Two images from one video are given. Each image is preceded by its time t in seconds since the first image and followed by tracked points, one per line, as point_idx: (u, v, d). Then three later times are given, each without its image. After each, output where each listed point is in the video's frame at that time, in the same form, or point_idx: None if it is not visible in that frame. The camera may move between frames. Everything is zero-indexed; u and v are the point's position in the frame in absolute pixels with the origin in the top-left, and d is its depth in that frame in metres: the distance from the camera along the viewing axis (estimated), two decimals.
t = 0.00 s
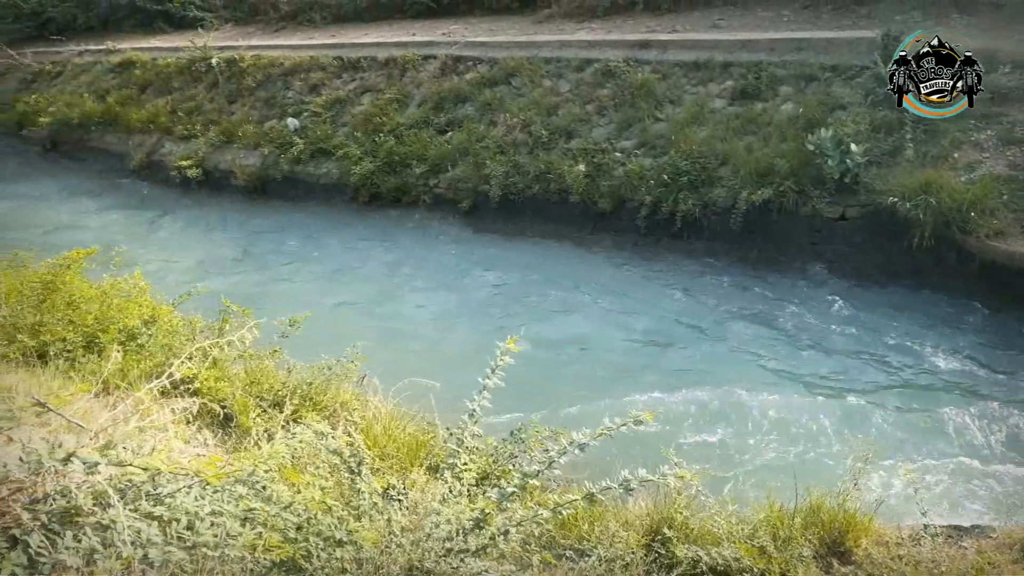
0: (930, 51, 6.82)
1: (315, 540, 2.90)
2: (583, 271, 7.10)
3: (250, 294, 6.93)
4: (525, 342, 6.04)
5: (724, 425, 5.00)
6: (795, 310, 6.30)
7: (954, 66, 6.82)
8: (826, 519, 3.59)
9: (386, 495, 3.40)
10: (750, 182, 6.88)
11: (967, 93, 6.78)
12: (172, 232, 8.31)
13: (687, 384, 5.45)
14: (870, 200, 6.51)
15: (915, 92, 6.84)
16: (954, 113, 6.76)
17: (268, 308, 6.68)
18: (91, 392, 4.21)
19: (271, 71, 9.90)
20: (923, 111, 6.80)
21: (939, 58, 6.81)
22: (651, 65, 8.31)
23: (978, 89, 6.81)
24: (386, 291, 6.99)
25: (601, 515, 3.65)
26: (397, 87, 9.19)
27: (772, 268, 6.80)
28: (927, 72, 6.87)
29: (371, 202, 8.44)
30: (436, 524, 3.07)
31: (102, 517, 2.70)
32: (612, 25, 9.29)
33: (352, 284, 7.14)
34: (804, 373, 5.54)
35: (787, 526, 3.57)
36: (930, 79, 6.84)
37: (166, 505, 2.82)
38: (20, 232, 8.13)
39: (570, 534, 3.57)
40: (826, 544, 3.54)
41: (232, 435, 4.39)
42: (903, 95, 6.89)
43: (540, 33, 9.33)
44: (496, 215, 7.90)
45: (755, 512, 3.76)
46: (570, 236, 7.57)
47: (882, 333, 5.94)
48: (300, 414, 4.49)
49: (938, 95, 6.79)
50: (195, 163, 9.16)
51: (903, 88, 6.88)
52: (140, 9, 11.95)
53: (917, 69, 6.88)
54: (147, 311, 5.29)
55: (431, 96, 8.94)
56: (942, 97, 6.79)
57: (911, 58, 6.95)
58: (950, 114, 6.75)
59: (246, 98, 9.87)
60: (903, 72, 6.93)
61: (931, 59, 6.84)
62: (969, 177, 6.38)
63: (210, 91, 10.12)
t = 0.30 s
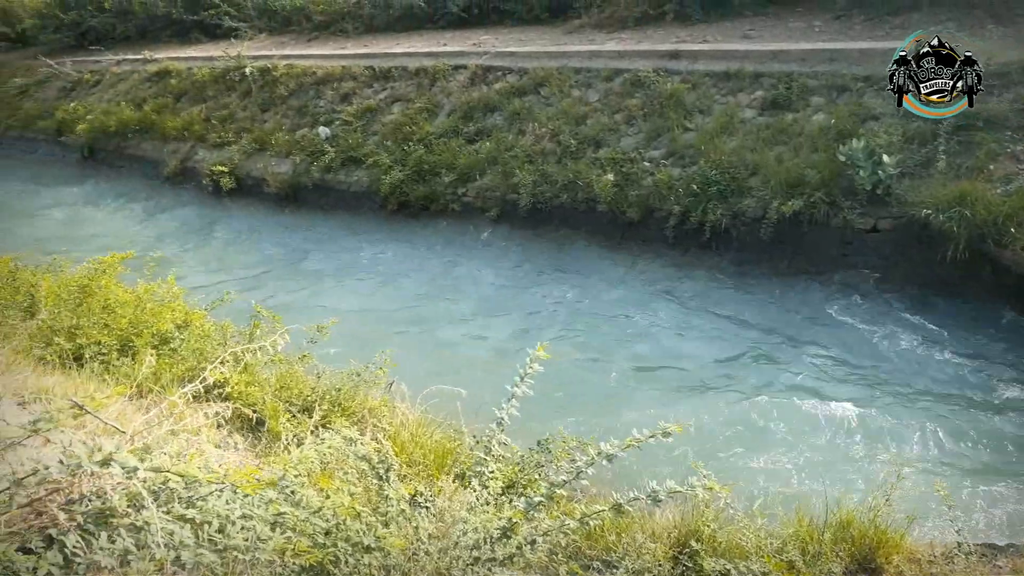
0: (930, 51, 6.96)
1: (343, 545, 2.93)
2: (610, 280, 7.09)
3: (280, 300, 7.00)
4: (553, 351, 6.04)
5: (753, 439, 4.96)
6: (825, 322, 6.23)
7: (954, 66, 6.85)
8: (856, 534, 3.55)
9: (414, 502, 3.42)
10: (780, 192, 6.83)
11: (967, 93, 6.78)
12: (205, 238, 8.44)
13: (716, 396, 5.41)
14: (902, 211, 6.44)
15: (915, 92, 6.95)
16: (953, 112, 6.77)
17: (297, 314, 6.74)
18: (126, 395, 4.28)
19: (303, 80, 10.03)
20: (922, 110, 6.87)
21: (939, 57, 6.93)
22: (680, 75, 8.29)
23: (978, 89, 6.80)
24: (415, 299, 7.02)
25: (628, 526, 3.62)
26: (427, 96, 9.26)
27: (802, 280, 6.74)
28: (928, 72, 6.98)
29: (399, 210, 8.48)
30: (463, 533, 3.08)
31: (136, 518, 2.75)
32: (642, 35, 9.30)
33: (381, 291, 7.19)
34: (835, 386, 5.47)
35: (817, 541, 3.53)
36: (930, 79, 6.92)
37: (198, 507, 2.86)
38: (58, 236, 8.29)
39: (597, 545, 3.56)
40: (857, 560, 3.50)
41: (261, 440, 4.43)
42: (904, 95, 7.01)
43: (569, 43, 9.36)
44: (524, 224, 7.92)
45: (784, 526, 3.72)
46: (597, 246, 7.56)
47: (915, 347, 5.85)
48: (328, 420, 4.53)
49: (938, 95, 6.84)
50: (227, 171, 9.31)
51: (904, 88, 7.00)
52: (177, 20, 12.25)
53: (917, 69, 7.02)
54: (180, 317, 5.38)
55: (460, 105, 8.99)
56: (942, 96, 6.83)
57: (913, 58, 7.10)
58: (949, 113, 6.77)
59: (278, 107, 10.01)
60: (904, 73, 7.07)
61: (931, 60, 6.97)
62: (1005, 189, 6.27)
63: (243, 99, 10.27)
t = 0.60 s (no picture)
0: (930, 52, 7.07)
1: (367, 546, 2.94)
2: (634, 286, 7.08)
3: (304, 301, 7.06)
4: (577, 357, 6.04)
5: (777, 448, 4.92)
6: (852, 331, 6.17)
7: (954, 66, 6.90)
8: (880, 547, 3.51)
9: (437, 505, 3.44)
10: (807, 200, 6.78)
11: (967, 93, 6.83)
12: (232, 238, 8.53)
13: (741, 404, 5.39)
14: (931, 220, 6.36)
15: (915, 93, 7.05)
16: (953, 112, 6.83)
17: (322, 316, 6.80)
18: (154, 394, 4.35)
19: (330, 83, 10.12)
20: (922, 111, 6.97)
21: (939, 58, 7.03)
22: (706, 80, 8.26)
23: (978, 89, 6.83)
24: (439, 302, 7.05)
25: (649, 534, 3.60)
26: (452, 100, 9.30)
27: (828, 288, 6.69)
28: (928, 72, 7.07)
29: (423, 213, 8.52)
30: (486, 536, 3.10)
31: (163, 516, 2.79)
32: (668, 40, 9.28)
33: (404, 294, 7.22)
34: (861, 396, 5.42)
35: (841, 553, 3.50)
36: (930, 79, 7.03)
37: (224, 506, 2.89)
38: (89, 236, 8.43)
39: (618, 553, 3.54)
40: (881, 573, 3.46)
41: (285, 440, 4.47)
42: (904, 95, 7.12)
43: (595, 49, 9.36)
44: (547, 228, 7.92)
45: (807, 536, 3.69)
46: (620, 251, 7.55)
47: (942, 357, 5.78)
48: (352, 421, 4.57)
49: (938, 95, 6.92)
50: (254, 173, 9.41)
51: (904, 88, 7.11)
52: (207, 24, 12.40)
53: (917, 70, 7.13)
54: (207, 317, 5.45)
55: (485, 109, 9.02)
56: (942, 96, 6.91)
57: (913, 59, 7.22)
58: (949, 113, 6.85)
59: (305, 109, 10.09)
60: (903, 74, 7.18)
61: (931, 60, 7.07)
62: None
63: (270, 102, 10.36)
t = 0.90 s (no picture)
0: (930, 52, 7.01)
1: (390, 542, 2.96)
2: (656, 287, 7.05)
3: (327, 297, 7.11)
4: (600, 356, 6.03)
5: (802, 452, 4.89)
6: (878, 335, 6.11)
7: (954, 66, 6.92)
8: (905, 553, 3.47)
9: (459, 502, 3.46)
10: (833, 201, 6.73)
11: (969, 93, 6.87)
12: (257, 234, 8.60)
13: (765, 407, 5.35)
14: (959, 223, 6.27)
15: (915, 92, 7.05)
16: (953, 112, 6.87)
17: (346, 312, 6.84)
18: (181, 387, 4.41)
19: (355, 82, 10.18)
20: (922, 111, 6.98)
21: (939, 57, 6.97)
22: (732, 80, 8.21)
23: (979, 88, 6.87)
24: (461, 300, 7.06)
25: (671, 536, 3.58)
26: (476, 99, 9.31)
27: (853, 291, 6.63)
28: (929, 72, 7.05)
29: (446, 212, 8.54)
30: (507, 534, 3.12)
31: (190, 508, 2.84)
32: (693, 39, 9.24)
33: (427, 292, 7.24)
34: (887, 400, 5.37)
35: (865, 558, 3.46)
36: (930, 79, 7.01)
37: (249, 500, 2.92)
38: (118, 231, 8.55)
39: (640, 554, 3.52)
40: None
41: (309, 435, 4.49)
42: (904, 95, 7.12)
43: (619, 48, 9.33)
44: (570, 227, 7.90)
45: (831, 541, 3.66)
46: (643, 251, 7.52)
47: (969, 362, 5.70)
48: (375, 416, 4.59)
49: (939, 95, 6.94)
50: (280, 169, 9.51)
51: (904, 88, 7.11)
52: (234, 22, 12.49)
53: (917, 69, 7.10)
54: (232, 312, 5.51)
55: (509, 108, 9.02)
56: (942, 96, 6.92)
57: (912, 58, 7.19)
58: (949, 114, 6.88)
59: (330, 107, 10.15)
60: (903, 74, 7.15)
61: (931, 59, 7.02)
62: None
63: (296, 100, 10.44)
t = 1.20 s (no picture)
0: (930, 52, 7.09)
1: (412, 543, 2.97)
2: (678, 292, 7.04)
3: (350, 299, 7.16)
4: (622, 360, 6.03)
5: (827, 461, 4.85)
6: (903, 343, 6.04)
7: (954, 66, 6.97)
8: (931, 564, 3.44)
9: (481, 505, 3.48)
10: (858, 207, 6.68)
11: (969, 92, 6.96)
12: (281, 237, 8.68)
13: (790, 414, 5.33)
14: (987, 230, 6.19)
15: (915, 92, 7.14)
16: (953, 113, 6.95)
17: (369, 314, 6.89)
18: (207, 387, 4.48)
19: (380, 86, 10.25)
20: (921, 112, 7.08)
21: (938, 57, 7.06)
22: (756, 85, 8.17)
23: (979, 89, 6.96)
24: (483, 303, 7.09)
25: (693, 542, 3.55)
26: (499, 103, 9.33)
27: (878, 300, 6.57)
28: (928, 71, 7.14)
29: (468, 216, 8.56)
30: (528, 538, 3.13)
31: (215, 507, 2.88)
32: (718, 44, 9.21)
33: (450, 295, 7.26)
34: (912, 409, 5.32)
35: (890, 568, 3.41)
36: (930, 79, 7.07)
37: (274, 500, 2.95)
38: (145, 232, 8.66)
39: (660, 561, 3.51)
40: None
41: (332, 436, 4.52)
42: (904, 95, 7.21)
43: (642, 53, 9.33)
44: (591, 232, 7.89)
45: (855, 550, 3.62)
46: (665, 256, 7.50)
47: (996, 372, 5.62)
48: (397, 417, 4.62)
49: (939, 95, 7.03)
50: (304, 173, 9.58)
51: (904, 88, 7.20)
52: (261, 26, 12.66)
53: (917, 69, 7.19)
54: (257, 313, 5.58)
55: (531, 113, 9.03)
56: (942, 96, 7.01)
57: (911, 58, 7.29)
58: (949, 114, 6.97)
59: (354, 110, 10.22)
60: (903, 74, 7.25)
61: (931, 60, 7.12)
62: None
63: (321, 104, 10.52)
